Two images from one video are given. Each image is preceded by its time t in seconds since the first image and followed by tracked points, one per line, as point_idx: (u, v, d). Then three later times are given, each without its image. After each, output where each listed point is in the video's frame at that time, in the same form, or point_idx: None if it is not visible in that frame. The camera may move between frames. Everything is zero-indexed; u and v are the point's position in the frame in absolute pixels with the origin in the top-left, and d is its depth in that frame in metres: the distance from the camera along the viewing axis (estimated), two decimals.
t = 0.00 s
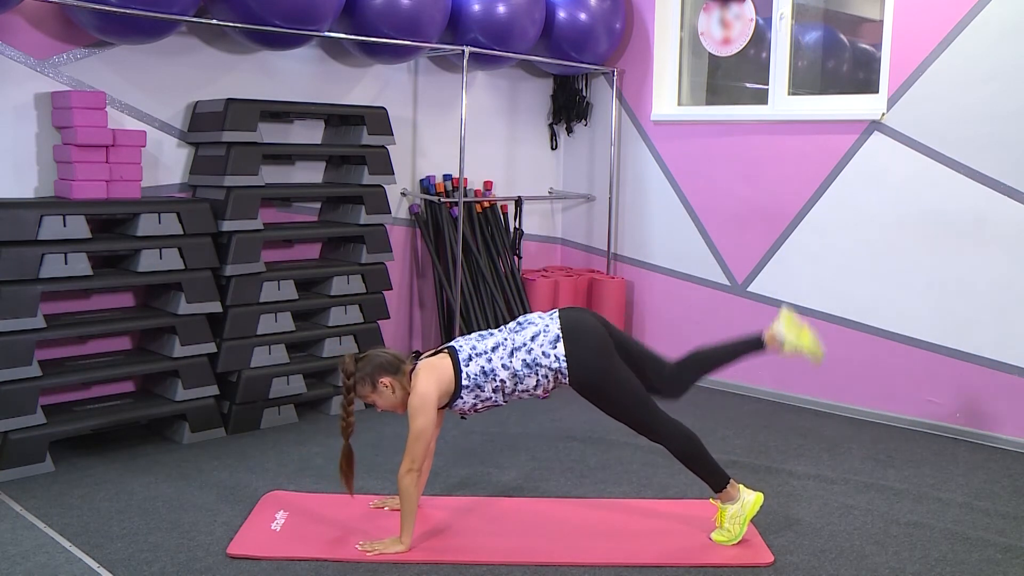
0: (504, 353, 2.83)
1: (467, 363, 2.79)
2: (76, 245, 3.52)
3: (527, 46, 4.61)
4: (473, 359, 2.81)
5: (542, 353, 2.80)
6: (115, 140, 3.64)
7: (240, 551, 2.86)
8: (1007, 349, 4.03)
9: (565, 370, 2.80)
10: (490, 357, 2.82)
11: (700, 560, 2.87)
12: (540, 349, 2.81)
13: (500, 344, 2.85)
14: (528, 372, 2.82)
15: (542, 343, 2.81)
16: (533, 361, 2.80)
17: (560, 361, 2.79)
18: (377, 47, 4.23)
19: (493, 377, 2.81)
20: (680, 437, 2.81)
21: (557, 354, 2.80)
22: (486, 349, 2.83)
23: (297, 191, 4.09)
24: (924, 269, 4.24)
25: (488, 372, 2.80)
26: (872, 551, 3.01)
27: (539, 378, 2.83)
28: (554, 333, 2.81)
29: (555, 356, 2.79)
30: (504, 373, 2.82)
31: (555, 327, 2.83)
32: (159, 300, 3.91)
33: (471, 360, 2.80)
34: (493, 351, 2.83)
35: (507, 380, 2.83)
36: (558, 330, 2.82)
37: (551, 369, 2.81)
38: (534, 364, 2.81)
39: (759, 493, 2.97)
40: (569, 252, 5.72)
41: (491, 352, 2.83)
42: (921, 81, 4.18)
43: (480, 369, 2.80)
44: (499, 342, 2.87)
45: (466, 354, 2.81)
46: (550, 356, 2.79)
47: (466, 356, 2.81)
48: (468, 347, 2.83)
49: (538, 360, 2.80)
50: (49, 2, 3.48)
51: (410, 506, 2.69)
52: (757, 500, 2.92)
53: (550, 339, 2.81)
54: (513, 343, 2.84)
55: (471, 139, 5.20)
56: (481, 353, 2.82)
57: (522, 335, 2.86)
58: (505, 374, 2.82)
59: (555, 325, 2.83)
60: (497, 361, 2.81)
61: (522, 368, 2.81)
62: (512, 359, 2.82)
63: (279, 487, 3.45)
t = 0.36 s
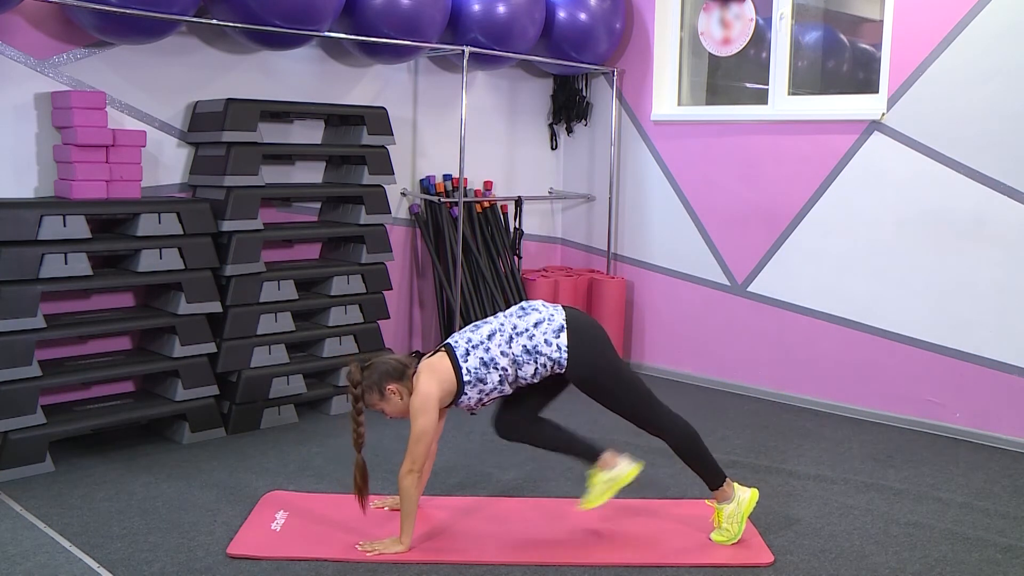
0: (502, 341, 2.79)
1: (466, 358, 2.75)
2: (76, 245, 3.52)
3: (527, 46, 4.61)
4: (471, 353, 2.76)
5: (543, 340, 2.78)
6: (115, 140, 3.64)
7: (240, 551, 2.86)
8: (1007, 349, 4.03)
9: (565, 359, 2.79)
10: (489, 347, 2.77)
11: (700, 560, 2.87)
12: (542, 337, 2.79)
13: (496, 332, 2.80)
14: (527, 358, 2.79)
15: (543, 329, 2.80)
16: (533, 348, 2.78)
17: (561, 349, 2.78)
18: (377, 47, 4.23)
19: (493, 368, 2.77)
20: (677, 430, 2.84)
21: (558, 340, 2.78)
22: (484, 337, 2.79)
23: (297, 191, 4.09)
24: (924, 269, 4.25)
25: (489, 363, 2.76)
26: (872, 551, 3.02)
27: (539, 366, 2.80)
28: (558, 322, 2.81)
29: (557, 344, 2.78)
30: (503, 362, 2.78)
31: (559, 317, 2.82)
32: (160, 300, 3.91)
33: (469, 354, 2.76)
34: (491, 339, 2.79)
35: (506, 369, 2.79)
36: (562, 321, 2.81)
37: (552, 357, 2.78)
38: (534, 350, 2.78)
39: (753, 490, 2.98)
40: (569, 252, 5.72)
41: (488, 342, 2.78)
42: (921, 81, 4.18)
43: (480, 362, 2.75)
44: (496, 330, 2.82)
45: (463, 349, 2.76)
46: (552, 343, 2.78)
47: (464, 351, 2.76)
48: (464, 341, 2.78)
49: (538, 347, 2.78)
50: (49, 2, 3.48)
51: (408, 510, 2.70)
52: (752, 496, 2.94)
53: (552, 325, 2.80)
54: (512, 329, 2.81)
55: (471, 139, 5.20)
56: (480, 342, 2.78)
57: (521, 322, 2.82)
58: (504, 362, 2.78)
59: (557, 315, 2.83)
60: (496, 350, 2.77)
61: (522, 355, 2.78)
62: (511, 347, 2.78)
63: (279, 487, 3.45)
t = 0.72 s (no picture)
0: (503, 333, 2.77)
1: (465, 351, 2.73)
2: (77, 245, 3.52)
3: (527, 46, 4.61)
4: (471, 346, 2.74)
5: (545, 333, 2.77)
6: (115, 140, 3.64)
7: (240, 550, 2.86)
8: (1007, 349, 4.03)
9: (566, 354, 2.78)
10: (489, 338, 2.76)
11: (700, 560, 2.87)
12: (544, 330, 2.78)
13: (497, 324, 2.79)
14: (528, 351, 2.77)
15: (546, 322, 2.79)
16: (535, 340, 2.77)
17: (563, 344, 2.77)
18: (377, 47, 4.23)
19: (493, 361, 2.75)
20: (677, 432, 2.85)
21: (560, 334, 2.78)
22: (485, 328, 2.78)
23: (297, 191, 4.09)
24: (924, 269, 4.25)
25: (488, 356, 2.74)
26: (872, 551, 3.02)
27: (540, 359, 2.78)
28: (562, 318, 2.81)
29: (559, 339, 2.77)
30: (504, 354, 2.76)
31: (562, 314, 2.82)
32: (159, 300, 3.91)
33: (468, 347, 2.74)
34: (491, 331, 2.77)
35: (506, 362, 2.76)
36: (565, 317, 2.81)
37: (552, 352, 2.77)
38: (535, 342, 2.76)
39: (756, 491, 2.98)
40: (570, 252, 5.72)
41: (489, 334, 2.77)
42: (921, 81, 4.18)
43: (479, 354, 2.73)
44: (497, 322, 2.81)
45: (462, 342, 2.74)
46: (554, 337, 2.77)
47: (463, 344, 2.74)
48: (464, 333, 2.77)
49: (539, 338, 2.77)
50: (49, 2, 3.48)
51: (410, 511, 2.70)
52: (755, 496, 2.95)
53: (554, 319, 2.81)
54: (514, 321, 2.79)
55: (471, 139, 5.20)
56: (481, 334, 2.77)
57: (523, 316, 2.81)
58: (504, 355, 2.75)
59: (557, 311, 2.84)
60: (496, 342, 2.75)
61: (522, 346, 2.76)
62: (511, 339, 2.77)
63: (279, 487, 3.45)
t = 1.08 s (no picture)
0: (524, 309, 2.73)
1: (483, 323, 2.69)
2: (77, 245, 3.52)
3: (527, 46, 4.61)
4: (489, 318, 2.70)
5: (570, 312, 2.76)
6: (115, 140, 3.64)
7: (239, 551, 2.86)
8: (1007, 349, 4.03)
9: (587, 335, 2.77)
10: (509, 313, 2.72)
11: (700, 560, 2.87)
12: (569, 309, 2.77)
13: (519, 299, 2.75)
14: (550, 327, 2.74)
15: (571, 302, 2.78)
16: (558, 317, 2.74)
17: (586, 324, 2.77)
18: (377, 47, 4.23)
19: (510, 335, 2.71)
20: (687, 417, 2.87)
21: (584, 314, 2.78)
22: (507, 301, 2.74)
23: (297, 191, 4.09)
24: (924, 269, 4.24)
25: (506, 329, 2.70)
26: (872, 551, 3.01)
27: (561, 337, 2.76)
28: (586, 299, 2.81)
29: (583, 319, 2.77)
30: (525, 329, 2.72)
31: (585, 295, 2.82)
32: (160, 300, 3.91)
33: (487, 319, 2.70)
34: (513, 305, 2.73)
35: (525, 337, 2.73)
36: (588, 297, 2.82)
37: (574, 331, 2.76)
38: (558, 320, 2.74)
39: (763, 487, 3.01)
40: (569, 252, 5.72)
41: (510, 308, 2.73)
42: (921, 81, 4.18)
43: (497, 327, 2.69)
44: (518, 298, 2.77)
45: (482, 314, 2.70)
46: (578, 317, 2.76)
47: (482, 315, 2.70)
48: (485, 305, 2.73)
49: (563, 316, 2.75)
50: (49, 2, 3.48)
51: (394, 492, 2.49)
52: (761, 490, 2.97)
53: (578, 299, 2.80)
54: (537, 298, 2.76)
55: (471, 139, 5.20)
56: (503, 307, 2.72)
57: (546, 294, 2.78)
58: (524, 330, 2.72)
59: (580, 293, 2.83)
60: (517, 317, 2.71)
61: (545, 322, 2.73)
62: (534, 315, 2.73)
63: (279, 487, 3.45)
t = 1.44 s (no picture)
0: (542, 274, 2.72)
1: (501, 266, 2.70)
2: (77, 245, 3.52)
3: (527, 46, 4.60)
4: (508, 264, 2.71)
5: (580, 295, 2.74)
6: (115, 140, 3.64)
7: (240, 550, 2.86)
8: (1007, 349, 4.03)
9: (590, 323, 2.75)
10: (527, 270, 2.72)
11: (700, 560, 2.87)
12: (581, 292, 2.75)
13: (541, 263, 2.74)
14: (557, 302, 2.72)
15: (586, 285, 2.77)
16: (568, 295, 2.73)
17: (591, 312, 2.75)
18: (377, 47, 4.23)
19: (520, 290, 2.70)
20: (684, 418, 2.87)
21: (593, 301, 2.76)
22: (530, 259, 2.74)
23: (297, 191, 4.09)
24: (924, 269, 4.25)
25: (518, 283, 2.70)
26: (873, 551, 3.01)
27: (564, 315, 2.74)
28: (599, 287, 2.78)
29: (591, 306, 2.75)
30: (536, 292, 2.71)
31: (600, 283, 2.80)
32: (160, 300, 3.91)
33: (506, 264, 2.71)
34: (533, 266, 2.72)
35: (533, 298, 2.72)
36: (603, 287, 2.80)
37: (578, 314, 2.74)
38: (569, 297, 2.73)
39: (766, 459, 3.02)
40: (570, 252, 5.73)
41: (530, 267, 2.72)
42: (921, 81, 4.18)
43: (511, 276, 2.70)
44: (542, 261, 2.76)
45: (505, 256, 2.72)
46: (587, 303, 2.75)
47: (504, 259, 2.71)
48: (510, 251, 2.74)
49: (573, 295, 2.74)
50: (48, 2, 3.48)
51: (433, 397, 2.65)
52: (767, 465, 2.99)
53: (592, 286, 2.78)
54: (557, 269, 2.75)
55: (471, 139, 5.20)
56: (525, 261, 2.73)
57: (568, 270, 2.77)
58: (534, 292, 2.71)
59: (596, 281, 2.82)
60: (532, 277, 2.71)
61: (554, 295, 2.72)
62: (547, 284, 2.72)
63: (279, 487, 3.45)
